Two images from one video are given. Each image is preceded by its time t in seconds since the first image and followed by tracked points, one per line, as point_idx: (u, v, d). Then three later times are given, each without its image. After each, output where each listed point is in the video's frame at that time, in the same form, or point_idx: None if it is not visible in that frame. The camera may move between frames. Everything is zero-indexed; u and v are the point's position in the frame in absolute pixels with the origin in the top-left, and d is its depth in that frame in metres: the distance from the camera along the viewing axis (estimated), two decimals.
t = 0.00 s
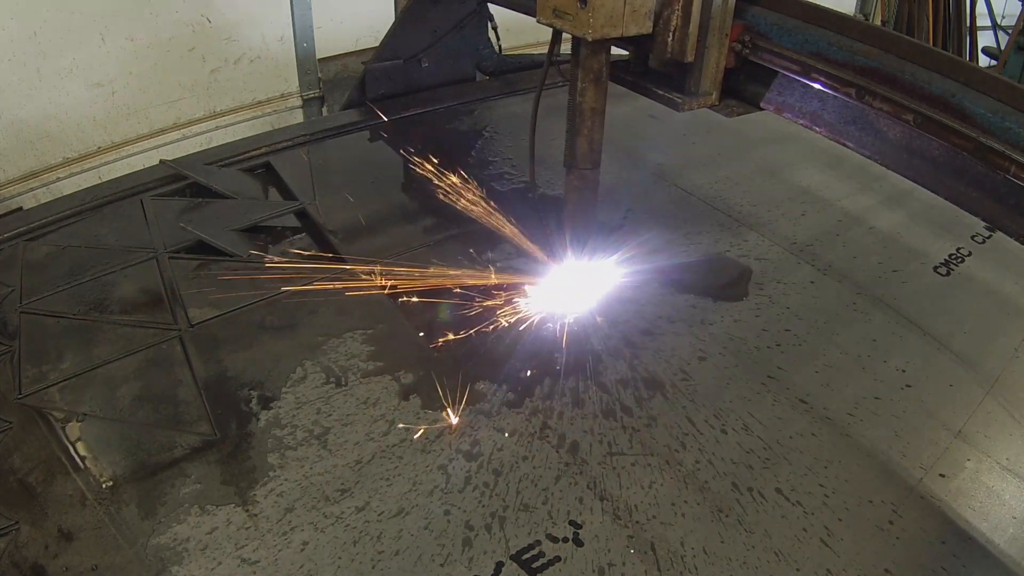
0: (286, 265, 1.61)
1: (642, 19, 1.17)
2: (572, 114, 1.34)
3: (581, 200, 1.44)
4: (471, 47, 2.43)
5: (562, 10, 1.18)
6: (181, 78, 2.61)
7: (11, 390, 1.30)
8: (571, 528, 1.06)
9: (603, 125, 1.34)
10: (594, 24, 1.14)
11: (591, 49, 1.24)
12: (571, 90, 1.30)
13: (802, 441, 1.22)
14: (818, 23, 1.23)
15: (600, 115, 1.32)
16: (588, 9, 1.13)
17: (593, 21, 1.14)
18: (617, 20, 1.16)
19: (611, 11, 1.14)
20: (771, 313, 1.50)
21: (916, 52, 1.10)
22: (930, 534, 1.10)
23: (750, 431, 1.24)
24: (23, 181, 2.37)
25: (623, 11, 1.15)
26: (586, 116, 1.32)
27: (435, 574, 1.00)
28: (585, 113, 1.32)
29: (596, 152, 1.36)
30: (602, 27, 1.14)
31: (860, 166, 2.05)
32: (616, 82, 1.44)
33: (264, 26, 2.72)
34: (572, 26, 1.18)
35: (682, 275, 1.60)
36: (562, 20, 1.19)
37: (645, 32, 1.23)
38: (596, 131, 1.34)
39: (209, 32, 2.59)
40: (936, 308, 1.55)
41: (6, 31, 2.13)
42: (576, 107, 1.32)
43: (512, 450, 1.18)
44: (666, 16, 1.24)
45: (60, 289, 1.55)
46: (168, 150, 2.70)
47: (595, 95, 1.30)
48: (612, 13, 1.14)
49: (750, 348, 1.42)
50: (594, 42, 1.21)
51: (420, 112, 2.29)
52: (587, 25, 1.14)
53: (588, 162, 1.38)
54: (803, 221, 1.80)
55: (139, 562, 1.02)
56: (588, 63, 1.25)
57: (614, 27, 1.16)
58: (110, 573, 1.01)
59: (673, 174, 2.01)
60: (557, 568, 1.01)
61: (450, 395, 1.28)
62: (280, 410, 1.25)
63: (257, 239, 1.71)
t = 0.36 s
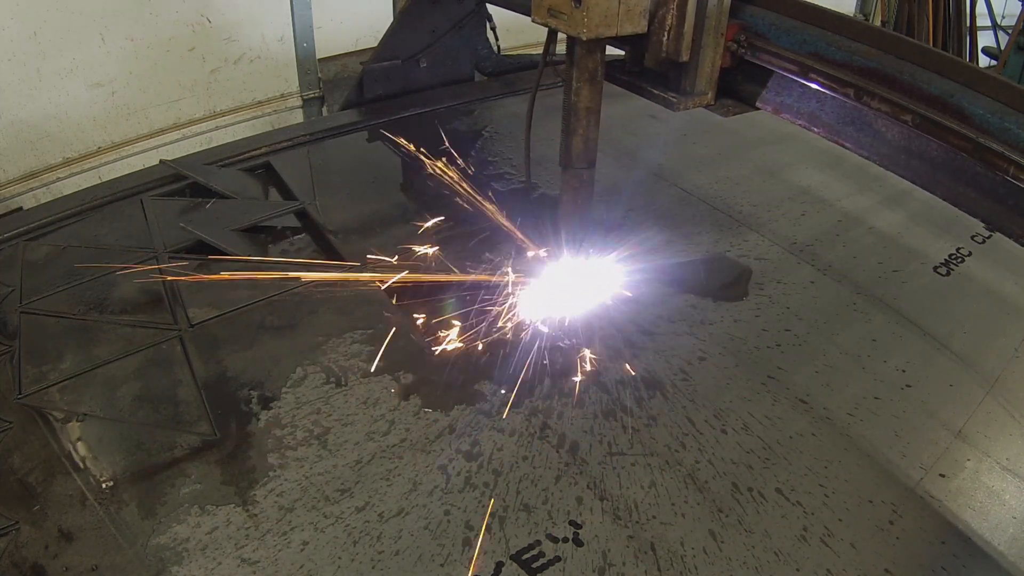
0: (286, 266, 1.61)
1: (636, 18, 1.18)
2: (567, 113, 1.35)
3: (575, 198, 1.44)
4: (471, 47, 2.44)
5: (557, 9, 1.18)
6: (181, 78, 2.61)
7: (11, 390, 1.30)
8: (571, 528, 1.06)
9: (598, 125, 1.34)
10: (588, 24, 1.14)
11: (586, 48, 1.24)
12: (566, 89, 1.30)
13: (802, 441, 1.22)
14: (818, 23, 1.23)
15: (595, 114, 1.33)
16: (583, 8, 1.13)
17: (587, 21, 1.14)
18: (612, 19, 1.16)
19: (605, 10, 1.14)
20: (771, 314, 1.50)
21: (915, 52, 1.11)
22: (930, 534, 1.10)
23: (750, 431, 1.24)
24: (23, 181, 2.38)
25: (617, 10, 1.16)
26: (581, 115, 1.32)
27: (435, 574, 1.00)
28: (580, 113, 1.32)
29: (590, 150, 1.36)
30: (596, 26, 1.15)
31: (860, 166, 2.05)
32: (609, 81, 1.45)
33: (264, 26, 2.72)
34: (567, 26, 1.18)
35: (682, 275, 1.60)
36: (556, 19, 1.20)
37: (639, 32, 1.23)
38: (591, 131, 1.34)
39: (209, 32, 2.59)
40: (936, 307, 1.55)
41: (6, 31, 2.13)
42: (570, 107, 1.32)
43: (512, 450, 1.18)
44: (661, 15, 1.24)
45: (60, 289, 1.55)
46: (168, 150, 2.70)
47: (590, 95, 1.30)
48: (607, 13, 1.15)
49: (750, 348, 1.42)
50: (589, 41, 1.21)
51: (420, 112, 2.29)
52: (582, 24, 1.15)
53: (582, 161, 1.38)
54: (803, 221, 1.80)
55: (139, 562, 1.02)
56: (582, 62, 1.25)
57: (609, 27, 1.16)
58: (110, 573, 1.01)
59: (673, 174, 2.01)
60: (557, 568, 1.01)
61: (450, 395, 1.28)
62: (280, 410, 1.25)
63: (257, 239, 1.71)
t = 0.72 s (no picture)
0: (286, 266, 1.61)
1: (631, 18, 1.17)
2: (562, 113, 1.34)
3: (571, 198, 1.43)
4: (471, 47, 2.44)
5: (553, 9, 1.18)
6: (181, 78, 2.61)
7: (11, 390, 1.30)
8: (571, 528, 1.06)
9: (593, 125, 1.34)
10: (583, 24, 1.14)
11: (581, 48, 1.24)
12: (561, 89, 1.30)
13: (802, 441, 1.22)
14: (816, 23, 1.23)
15: (590, 114, 1.33)
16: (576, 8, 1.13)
17: (582, 20, 1.14)
18: (607, 19, 1.16)
19: (600, 9, 1.14)
20: (771, 313, 1.51)
21: (912, 52, 1.11)
22: (930, 534, 1.10)
23: (750, 431, 1.24)
24: (23, 181, 2.38)
25: (613, 11, 1.16)
26: (576, 115, 1.32)
27: (435, 574, 1.00)
28: (575, 113, 1.31)
29: (586, 150, 1.36)
30: (591, 25, 1.14)
31: (860, 166, 2.05)
32: (603, 80, 1.44)
33: (264, 26, 2.72)
34: (562, 25, 1.18)
35: (682, 275, 1.60)
36: (552, 19, 1.20)
37: (634, 32, 1.23)
38: (586, 130, 1.34)
39: (209, 32, 2.59)
40: (935, 307, 1.55)
41: (6, 31, 2.13)
42: (566, 107, 1.31)
43: (512, 450, 1.18)
44: (656, 15, 1.24)
45: (61, 289, 1.55)
46: (168, 150, 2.70)
47: (585, 95, 1.30)
48: (602, 12, 1.14)
49: (750, 348, 1.42)
50: (584, 40, 1.21)
51: (420, 112, 2.29)
52: (576, 23, 1.14)
53: (578, 161, 1.37)
54: (803, 222, 1.80)
55: (139, 563, 1.02)
56: (578, 62, 1.25)
57: (604, 26, 1.16)
58: (110, 573, 1.01)
59: (673, 174, 2.01)
60: (557, 568, 1.01)
61: (450, 395, 1.28)
62: (280, 410, 1.25)
63: (257, 238, 1.71)
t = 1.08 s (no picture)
0: (286, 265, 1.61)
1: (626, 18, 1.17)
2: (557, 114, 1.34)
3: (569, 198, 1.42)
4: (470, 47, 2.44)
5: (547, 8, 1.18)
6: (181, 78, 2.61)
7: (11, 390, 1.30)
8: (571, 528, 1.06)
9: (588, 125, 1.33)
10: (577, 23, 1.14)
11: (576, 47, 1.24)
12: (557, 89, 1.30)
13: (802, 441, 1.23)
14: (812, 23, 1.22)
15: (586, 114, 1.32)
16: (571, 8, 1.13)
17: (578, 20, 1.14)
18: (602, 18, 1.16)
19: (595, 8, 1.14)
20: (771, 313, 1.51)
21: (909, 53, 1.09)
22: (930, 534, 1.10)
23: (750, 431, 1.24)
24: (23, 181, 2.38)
25: (607, 9, 1.15)
26: (572, 115, 1.32)
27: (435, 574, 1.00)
28: (571, 112, 1.32)
29: (581, 151, 1.35)
30: (586, 25, 1.14)
31: (859, 166, 2.06)
32: (600, 81, 1.46)
33: (264, 26, 2.72)
34: (557, 25, 1.18)
35: (682, 274, 1.61)
36: (547, 18, 1.19)
37: (628, 32, 1.24)
38: (582, 131, 1.34)
39: (209, 32, 2.59)
40: (934, 307, 1.55)
41: (6, 31, 2.13)
42: (562, 106, 1.32)
43: (512, 450, 1.18)
44: (651, 15, 1.24)
45: (61, 289, 1.55)
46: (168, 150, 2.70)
47: (581, 95, 1.30)
48: (596, 12, 1.14)
49: (750, 348, 1.42)
50: (579, 40, 1.21)
51: (420, 112, 2.29)
52: (571, 23, 1.14)
53: (574, 161, 1.36)
54: (803, 221, 1.80)
55: (139, 563, 1.02)
56: (573, 61, 1.25)
57: (598, 26, 1.16)
58: (110, 573, 1.00)
59: (673, 174, 2.01)
60: (557, 568, 1.01)
61: (450, 395, 1.28)
62: (280, 410, 1.25)
63: (257, 238, 1.71)
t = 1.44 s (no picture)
0: (287, 266, 1.61)
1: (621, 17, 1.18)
2: (553, 113, 1.35)
3: (566, 197, 1.43)
4: (470, 47, 2.44)
5: (542, 8, 1.19)
6: (181, 78, 2.61)
7: (11, 390, 1.30)
8: (571, 528, 1.06)
9: (584, 125, 1.34)
10: (572, 23, 1.14)
11: (571, 47, 1.25)
12: (552, 89, 1.31)
13: (802, 441, 1.23)
14: (810, 24, 1.22)
15: (581, 114, 1.33)
16: (565, 8, 1.13)
17: (571, 19, 1.14)
18: (597, 18, 1.16)
19: (590, 8, 1.14)
20: (772, 313, 1.51)
21: (908, 53, 1.10)
22: (929, 534, 1.10)
23: (750, 431, 1.24)
24: (23, 181, 2.38)
25: (602, 10, 1.16)
26: (567, 115, 1.32)
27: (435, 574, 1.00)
28: (566, 112, 1.32)
29: (576, 150, 1.36)
30: (580, 25, 1.15)
31: (859, 167, 2.06)
32: (596, 81, 1.46)
33: (264, 26, 2.72)
34: (551, 25, 1.18)
35: (682, 275, 1.61)
36: (542, 18, 1.20)
37: (623, 31, 1.24)
38: (576, 131, 1.34)
39: (209, 32, 2.59)
40: (934, 307, 1.55)
41: (6, 31, 2.13)
42: (557, 106, 1.32)
43: (512, 450, 1.18)
44: (645, 15, 1.24)
45: (61, 289, 1.55)
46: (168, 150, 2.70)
47: (576, 94, 1.30)
48: (591, 11, 1.15)
49: (751, 348, 1.42)
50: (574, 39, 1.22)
51: (420, 112, 2.30)
52: (566, 22, 1.14)
53: (569, 161, 1.37)
54: (803, 221, 1.80)
55: (139, 562, 1.02)
56: (568, 61, 1.26)
57: (593, 26, 1.16)
58: (110, 573, 1.00)
59: (673, 175, 2.01)
60: (557, 568, 1.01)
61: (450, 395, 1.28)
62: (280, 410, 1.25)
63: (257, 238, 1.71)
